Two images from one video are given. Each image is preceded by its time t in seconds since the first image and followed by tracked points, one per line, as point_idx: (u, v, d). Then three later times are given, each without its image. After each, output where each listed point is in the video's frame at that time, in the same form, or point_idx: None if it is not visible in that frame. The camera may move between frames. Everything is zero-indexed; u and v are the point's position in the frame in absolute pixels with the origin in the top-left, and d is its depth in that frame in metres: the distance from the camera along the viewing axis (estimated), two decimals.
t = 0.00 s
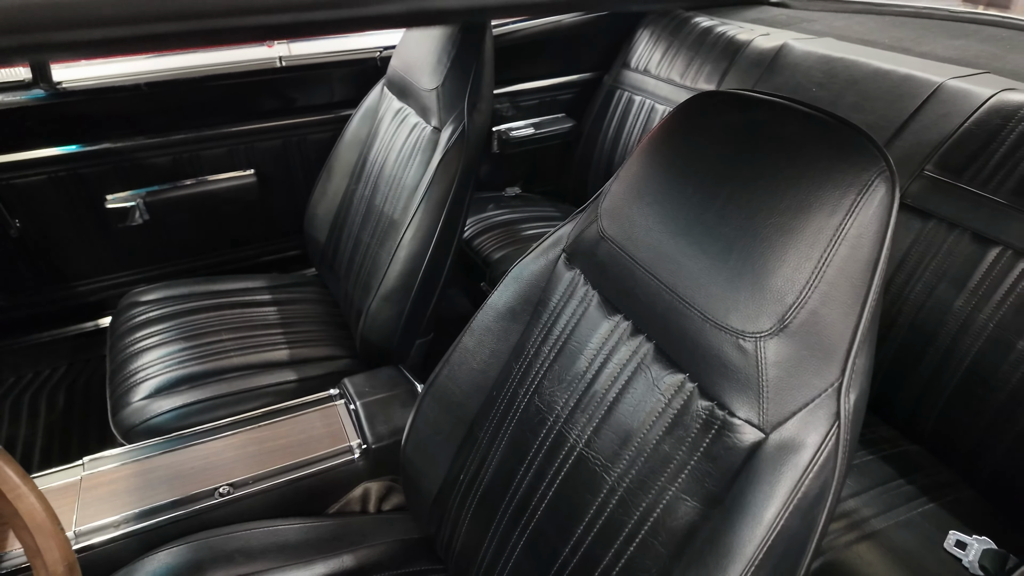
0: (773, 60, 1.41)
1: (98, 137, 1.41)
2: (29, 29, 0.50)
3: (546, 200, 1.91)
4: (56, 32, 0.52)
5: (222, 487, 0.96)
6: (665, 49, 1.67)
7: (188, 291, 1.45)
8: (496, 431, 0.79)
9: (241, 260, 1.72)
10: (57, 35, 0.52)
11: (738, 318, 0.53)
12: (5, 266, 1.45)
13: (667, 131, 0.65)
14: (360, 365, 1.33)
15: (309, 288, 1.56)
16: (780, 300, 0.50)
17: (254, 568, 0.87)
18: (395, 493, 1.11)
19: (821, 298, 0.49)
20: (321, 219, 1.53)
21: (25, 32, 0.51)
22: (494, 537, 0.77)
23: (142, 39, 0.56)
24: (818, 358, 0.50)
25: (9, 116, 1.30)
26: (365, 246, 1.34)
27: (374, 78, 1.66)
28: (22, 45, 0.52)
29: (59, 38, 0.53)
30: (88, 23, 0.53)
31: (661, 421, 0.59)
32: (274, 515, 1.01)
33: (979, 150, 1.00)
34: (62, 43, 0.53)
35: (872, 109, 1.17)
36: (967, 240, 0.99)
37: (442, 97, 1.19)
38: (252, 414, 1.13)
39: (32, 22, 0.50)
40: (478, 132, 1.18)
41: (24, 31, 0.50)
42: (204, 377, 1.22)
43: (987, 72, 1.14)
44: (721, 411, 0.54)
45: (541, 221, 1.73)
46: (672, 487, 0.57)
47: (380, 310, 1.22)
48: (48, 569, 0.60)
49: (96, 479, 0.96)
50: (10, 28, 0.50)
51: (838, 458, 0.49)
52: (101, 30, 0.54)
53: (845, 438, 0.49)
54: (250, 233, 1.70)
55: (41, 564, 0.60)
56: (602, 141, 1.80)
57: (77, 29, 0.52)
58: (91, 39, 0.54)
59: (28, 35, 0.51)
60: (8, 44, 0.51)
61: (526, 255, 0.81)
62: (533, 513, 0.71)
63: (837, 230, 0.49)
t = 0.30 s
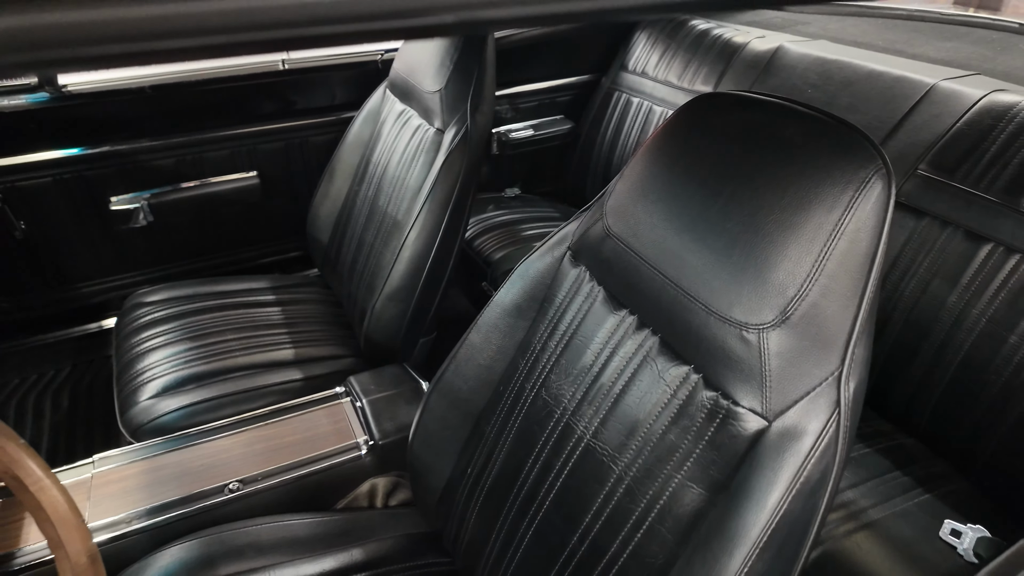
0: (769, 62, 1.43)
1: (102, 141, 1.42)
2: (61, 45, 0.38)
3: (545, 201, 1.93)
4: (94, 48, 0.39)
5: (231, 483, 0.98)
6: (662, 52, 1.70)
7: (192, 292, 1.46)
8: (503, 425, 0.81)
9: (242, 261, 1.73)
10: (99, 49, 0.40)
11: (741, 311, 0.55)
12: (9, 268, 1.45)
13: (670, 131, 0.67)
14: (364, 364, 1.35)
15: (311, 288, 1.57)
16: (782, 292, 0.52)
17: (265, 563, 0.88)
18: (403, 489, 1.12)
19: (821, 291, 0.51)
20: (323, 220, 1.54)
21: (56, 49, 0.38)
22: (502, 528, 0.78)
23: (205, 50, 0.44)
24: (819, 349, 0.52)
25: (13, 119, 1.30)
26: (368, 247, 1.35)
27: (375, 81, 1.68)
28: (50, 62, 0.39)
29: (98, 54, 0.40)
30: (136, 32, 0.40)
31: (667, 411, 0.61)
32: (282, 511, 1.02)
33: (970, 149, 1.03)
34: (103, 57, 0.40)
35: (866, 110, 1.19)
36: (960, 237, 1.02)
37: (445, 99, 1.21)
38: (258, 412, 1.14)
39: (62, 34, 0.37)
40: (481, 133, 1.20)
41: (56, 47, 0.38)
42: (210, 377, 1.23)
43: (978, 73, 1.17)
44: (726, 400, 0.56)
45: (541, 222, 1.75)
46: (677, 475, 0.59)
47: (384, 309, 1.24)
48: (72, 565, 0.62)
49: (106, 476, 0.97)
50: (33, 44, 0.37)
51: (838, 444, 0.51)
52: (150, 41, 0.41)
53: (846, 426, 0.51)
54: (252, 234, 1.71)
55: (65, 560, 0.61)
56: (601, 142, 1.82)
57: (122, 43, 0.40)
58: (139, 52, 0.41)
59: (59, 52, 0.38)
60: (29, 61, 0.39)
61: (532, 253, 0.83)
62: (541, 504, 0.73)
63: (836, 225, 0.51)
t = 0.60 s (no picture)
0: (766, 65, 1.46)
1: (112, 142, 1.43)
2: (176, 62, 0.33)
3: (546, 201, 1.96)
4: (214, 64, 0.35)
5: (248, 476, 1.01)
6: (662, 55, 1.73)
7: (202, 292, 1.49)
8: (515, 416, 0.84)
9: (249, 261, 1.76)
10: (217, 65, 0.35)
11: (747, 302, 0.58)
12: (21, 270, 1.47)
13: (676, 132, 0.70)
14: (373, 360, 1.37)
15: (318, 287, 1.60)
16: (786, 283, 0.55)
17: (283, 552, 0.91)
18: (415, 481, 1.13)
19: (822, 281, 0.55)
20: (330, 221, 1.57)
21: (176, 67, 0.34)
22: (515, 515, 0.81)
23: (330, 62, 0.38)
24: (821, 336, 0.55)
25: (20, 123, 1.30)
26: (377, 246, 1.38)
27: (380, 84, 1.71)
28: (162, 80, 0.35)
29: (218, 69, 0.35)
30: (251, 47, 0.34)
31: (676, 398, 0.64)
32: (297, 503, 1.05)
33: (963, 150, 1.07)
34: (222, 73, 0.35)
35: (862, 111, 1.23)
36: (953, 234, 1.05)
37: (453, 102, 1.25)
38: (272, 407, 1.17)
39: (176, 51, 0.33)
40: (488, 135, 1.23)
41: (170, 64, 0.33)
42: (223, 374, 1.26)
43: (969, 76, 1.21)
44: (733, 386, 0.59)
45: (543, 222, 1.78)
46: (687, 458, 0.62)
47: (393, 307, 1.27)
48: (111, 549, 0.64)
49: (126, 470, 0.99)
50: (146, 64, 0.33)
51: (840, 426, 0.54)
52: (264, 57, 0.36)
53: (847, 408, 0.54)
54: (259, 235, 1.74)
55: (104, 544, 0.64)
56: (601, 143, 1.85)
57: (239, 59, 0.35)
58: (256, 68, 0.36)
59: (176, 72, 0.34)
60: (144, 83, 0.34)
61: (542, 250, 0.86)
62: (554, 490, 0.76)
63: (837, 220, 0.54)
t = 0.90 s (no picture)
0: (762, 70, 1.50)
1: (123, 145, 1.46)
2: (278, 78, 0.38)
3: (547, 203, 1.99)
4: (310, 81, 0.39)
5: (264, 468, 1.04)
6: (660, 60, 1.77)
7: (211, 292, 1.52)
8: (525, 406, 0.88)
9: (256, 262, 1.79)
10: (318, 82, 0.39)
11: (749, 294, 0.61)
12: (34, 271, 1.50)
13: (679, 135, 0.74)
14: (380, 357, 1.40)
15: (325, 287, 1.63)
16: (785, 276, 0.59)
17: (300, 541, 0.94)
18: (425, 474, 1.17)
19: (819, 274, 0.58)
20: (337, 222, 1.60)
21: (284, 83, 0.38)
22: (527, 501, 0.84)
23: (399, 81, 0.42)
24: (817, 325, 0.59)
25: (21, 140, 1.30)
26: (384, 246, 1.42)
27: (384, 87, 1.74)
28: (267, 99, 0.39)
29: (312, 87, 0.39)
30: (336, 67, 0.38)
31: (680, 386, 0.68)
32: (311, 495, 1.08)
33: (952, 150, 1.11)
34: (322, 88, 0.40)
35: (855, 114, 1.27)
36: (943, 231, 1.10)
37: (459, 105, 1.29)
38: (284, 403, 1.20)
39: (275, 69, 0.37)
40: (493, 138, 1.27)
41: (279, 80, 0.38)
42: (235, 371, 1.29)
43: (958, 79, 1.25)
44: (735, 373, 0.63)
45: (544, 222, 1.82)
46: (692, 442, 0.66)
47: (402, 305, 1.30)
48: (145, 534, 0.67)
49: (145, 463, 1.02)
50: (252, 81, 0.37)
51: (836, 408, 0.58)
52: (351, 75, 0.40)
53: (842, 392, 0.58)
54: (265, 236, 1.76)
55: (138, 530, 0.66)
56: (601, 146, 1.89)
57: (330, 77, 0.39)
58: (346, 85, 0.40)
59: (278, 88, 0.38)
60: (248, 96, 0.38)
61: (550, 248, 0.89)
62: (563, 477, 0.79)
63: (832, 216, 0.58)
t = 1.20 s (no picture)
0: (756, 72, 1.54)
1: (132, 148, 1.49)
2: (344, 81, 0.41)
3: (546, 203, 2.03)
4: (362, 85, 0.42)
5: (279, 460, 1.07)
6: (656, 63, 1.81)
7: (219, 291, 1.54)
8: (533, 396, 0.91)
9: (261, 263, 1.81)
10: (364, 86, 0.42)
11: (750, 283, 0.65)
12: (43, 271, 1.52)
13: (681, 134, 0.78)
14: (386, 354, 1.43)
15: (330, 286, 1.66)
16: (784, 266, 0.63)
17: (317, 529, 0.97)
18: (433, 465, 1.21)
19: (815, 263, 0.62)
20: (342, 222, 1.63)
21: (332, 87, 0.41)
22: (536, 486, 0.88)
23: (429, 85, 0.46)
24: (814, 312, 0.62)
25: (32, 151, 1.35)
26: (390, 246, 1.45)
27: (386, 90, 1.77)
28: (332, 96, 0.42)
29: (363, 91, 0.43)
30: (391, 71, 0.42)
31: (684, 372, 0.72)
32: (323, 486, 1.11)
33: (940, 149, 1.15)
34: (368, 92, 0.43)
35: (847, 114, 1.31)
36: (933, 227, 1.14)
37: (464, 108, 1.32)
38: (294, 398, 1.23)
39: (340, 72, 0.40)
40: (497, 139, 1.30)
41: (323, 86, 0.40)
42: (245, 368, 1.32)
43: (945, 81, 1.30)
44: (737, 359, 0.67)
45: (544, 222, 1.85)
46: (696, 425, 0.69)
47: (408, 302, 1.33)
48: (174, 518, 0.69)
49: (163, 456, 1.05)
50: (319, 84, 0.40)
51: (833, 390, 0.61)
52: (406, 79, 0.43)
53: (839, 375, 0.61)
54: (270, 237, 1.79)
55: (167, 514, 0.68)
56: (599, 147, 1.93)
57: (386, 81, 0.42)
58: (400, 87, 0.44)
59: (341, 89, 0.41)
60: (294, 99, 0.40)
61: (556, 243, 0.93)
62: (572, 462, 0.82)
63: (827, 209, 0.62)
